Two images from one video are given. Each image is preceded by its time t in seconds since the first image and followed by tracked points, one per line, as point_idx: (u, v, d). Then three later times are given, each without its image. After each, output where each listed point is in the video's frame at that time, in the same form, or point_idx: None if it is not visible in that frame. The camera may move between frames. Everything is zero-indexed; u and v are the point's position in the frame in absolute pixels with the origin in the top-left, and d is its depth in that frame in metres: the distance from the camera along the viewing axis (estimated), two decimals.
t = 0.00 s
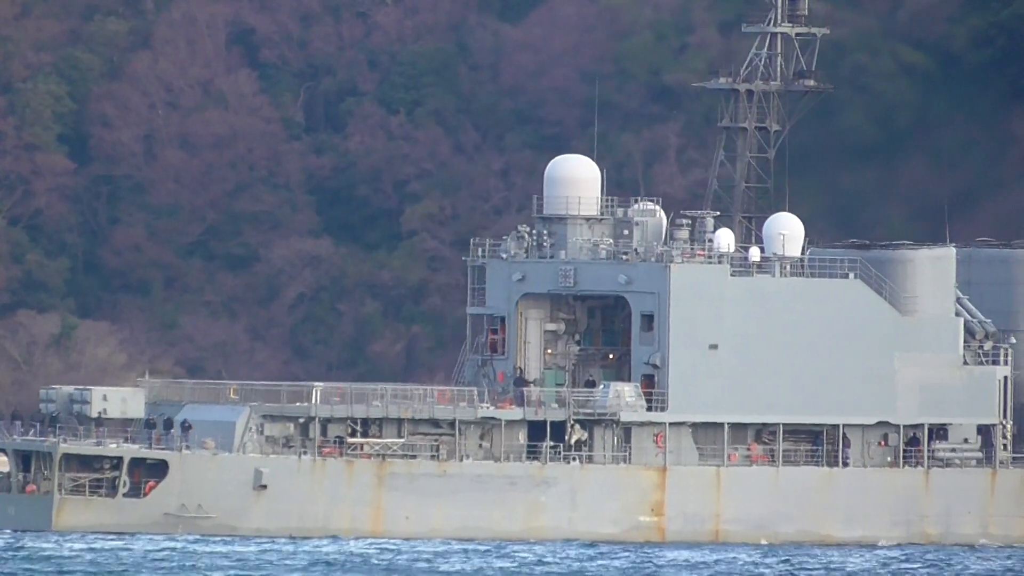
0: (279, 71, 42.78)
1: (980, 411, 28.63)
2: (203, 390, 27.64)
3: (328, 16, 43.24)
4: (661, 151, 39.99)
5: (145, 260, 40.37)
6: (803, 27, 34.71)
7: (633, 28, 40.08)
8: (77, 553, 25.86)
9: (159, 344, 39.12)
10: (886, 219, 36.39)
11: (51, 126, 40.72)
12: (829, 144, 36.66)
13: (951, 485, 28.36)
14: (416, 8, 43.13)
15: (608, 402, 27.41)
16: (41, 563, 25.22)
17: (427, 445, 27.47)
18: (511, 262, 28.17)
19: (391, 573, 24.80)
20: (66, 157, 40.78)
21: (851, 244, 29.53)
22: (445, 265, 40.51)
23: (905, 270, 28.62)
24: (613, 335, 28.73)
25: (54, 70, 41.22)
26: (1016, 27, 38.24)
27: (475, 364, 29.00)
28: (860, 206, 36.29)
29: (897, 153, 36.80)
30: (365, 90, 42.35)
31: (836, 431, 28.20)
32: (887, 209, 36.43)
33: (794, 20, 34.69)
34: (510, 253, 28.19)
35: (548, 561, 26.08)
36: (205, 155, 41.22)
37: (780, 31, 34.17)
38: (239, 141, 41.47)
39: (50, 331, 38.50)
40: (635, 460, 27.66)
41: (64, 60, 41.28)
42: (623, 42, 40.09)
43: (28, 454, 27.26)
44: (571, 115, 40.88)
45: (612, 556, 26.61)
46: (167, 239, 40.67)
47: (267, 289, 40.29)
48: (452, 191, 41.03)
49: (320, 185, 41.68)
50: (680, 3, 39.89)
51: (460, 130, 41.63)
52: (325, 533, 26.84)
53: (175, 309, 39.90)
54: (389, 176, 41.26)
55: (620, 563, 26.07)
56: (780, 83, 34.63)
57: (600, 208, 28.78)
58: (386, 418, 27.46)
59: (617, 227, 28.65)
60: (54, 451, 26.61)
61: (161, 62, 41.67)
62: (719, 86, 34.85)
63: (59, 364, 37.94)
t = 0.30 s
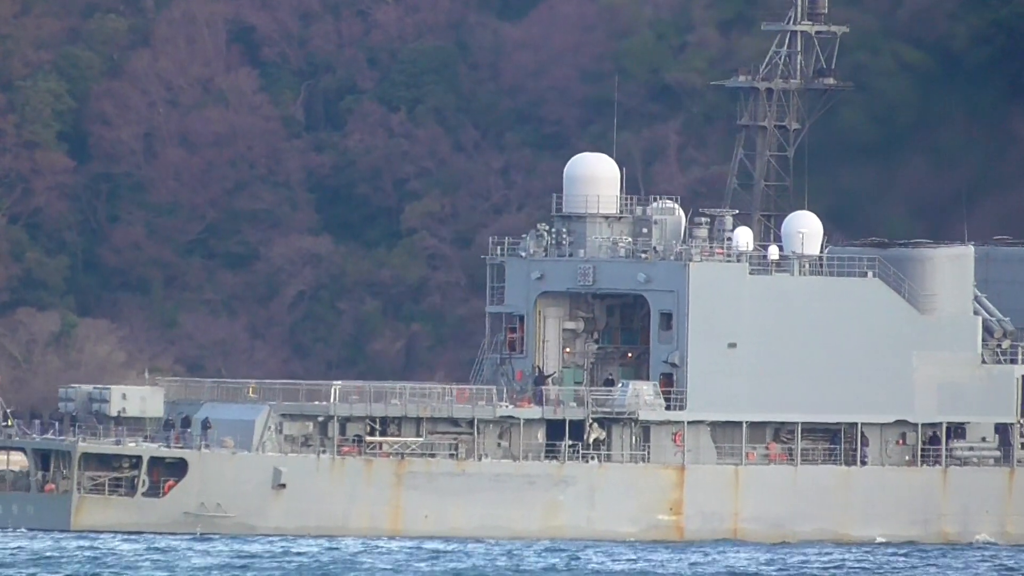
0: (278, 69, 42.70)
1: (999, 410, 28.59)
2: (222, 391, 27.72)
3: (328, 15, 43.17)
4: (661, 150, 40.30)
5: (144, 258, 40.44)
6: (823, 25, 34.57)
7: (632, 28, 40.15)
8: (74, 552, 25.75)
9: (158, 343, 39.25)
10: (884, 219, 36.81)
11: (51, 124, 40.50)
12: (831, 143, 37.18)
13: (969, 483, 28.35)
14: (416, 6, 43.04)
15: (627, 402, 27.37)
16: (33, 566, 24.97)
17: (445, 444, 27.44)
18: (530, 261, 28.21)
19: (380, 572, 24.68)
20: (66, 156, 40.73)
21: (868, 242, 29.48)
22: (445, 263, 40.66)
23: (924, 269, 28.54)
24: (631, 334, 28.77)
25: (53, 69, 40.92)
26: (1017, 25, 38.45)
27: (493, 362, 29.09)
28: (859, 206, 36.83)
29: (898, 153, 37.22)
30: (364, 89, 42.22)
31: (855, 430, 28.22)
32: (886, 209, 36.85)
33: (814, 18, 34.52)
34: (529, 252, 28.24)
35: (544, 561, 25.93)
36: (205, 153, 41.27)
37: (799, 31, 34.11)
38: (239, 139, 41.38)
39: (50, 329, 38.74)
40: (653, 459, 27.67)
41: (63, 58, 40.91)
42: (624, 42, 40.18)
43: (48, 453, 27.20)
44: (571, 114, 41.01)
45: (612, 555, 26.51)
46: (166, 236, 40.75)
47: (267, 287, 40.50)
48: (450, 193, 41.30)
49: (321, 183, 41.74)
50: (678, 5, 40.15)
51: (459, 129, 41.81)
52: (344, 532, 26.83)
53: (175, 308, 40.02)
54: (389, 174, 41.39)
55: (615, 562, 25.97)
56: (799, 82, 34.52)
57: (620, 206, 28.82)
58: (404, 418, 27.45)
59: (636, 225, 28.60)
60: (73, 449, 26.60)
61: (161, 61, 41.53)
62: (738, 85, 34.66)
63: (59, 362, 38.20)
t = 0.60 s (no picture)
0: (278, 69, 42.84)
1: (1017, 410, 28.63)
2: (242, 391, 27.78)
3: (329, 14, 43.24)
4: (662, 150, 40.75)
5: (144, 257, 40.42)
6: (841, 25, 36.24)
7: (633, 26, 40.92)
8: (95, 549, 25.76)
9: (159, 342, 39.29)
10: (883, 219, 37.21)
11: (51, 124, 40.55)
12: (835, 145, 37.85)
13: (989, 483, 28.39)
14: (417, 5, 43.36)
15: (646, 402, 27.48)
16: (23, 566, 24.82)
17: (466, 444, 27.52)
18: (549, 261, 28.25)
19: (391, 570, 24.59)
20: (67, 157, 40.67)
21: (887, 243, 29.59)
22: (447, 263, 40.88)
23: (943, 270, 28.65)
24: (651, 334, 28.80)
25: (54, 69, 40.95)
26: (1017, 24, 38.52)
27: (513, 363, 29.15)
28: (858, 204, 37.43)
29: (898, 151, 37.53)
30: (365, 88, 42.58)
31: (875, 430, 28.25)
32: (886, 208, 37.24)
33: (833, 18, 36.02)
34: (548, 252, 28.31)
35: (556, 559, 25.87)
36: (205, 153, 41.30)
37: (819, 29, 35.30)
38: (239, 138, 41.60)
39: (51, 330, 38.77)
40: (673, 459, 27.72)
41: (64, 58, 40.96)
42: (623, 42, 40.93)
43: (68, 453, 27.27)
44: (572, 113, 41.56)
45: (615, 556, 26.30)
46: (166, 235, 40.74)
47: (267, 287, 40.51)
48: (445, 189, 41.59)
49: (321, 183, 41.93)
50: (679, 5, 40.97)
51: (461, 129, 42.08)
52: (364, 532, 26.82)
53: (176, 307, 40.00)
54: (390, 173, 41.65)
55: (611, 563, 25.72)
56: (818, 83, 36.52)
57: (640, 207, 28.84)
58: (425, 418, 27.47)
59: (655, 226, 28.69)
60: (93, 449, 26.61)
61: (162, 61, 41.56)
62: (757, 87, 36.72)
63: (59, 363, 38.23)
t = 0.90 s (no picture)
0: (278, 68, 42.76)
1: None
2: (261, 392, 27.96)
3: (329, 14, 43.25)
4: (662, 150, 40.66)
5: (144, 257, 40.59)
6: (859, 26, 35.19)
7: (632, 27, 40.82)
8: (108, 548, 25.86)
9: (159, 343, 39.41)
10: (883, 220, 37.77)
11: (51, 123, 40.76)
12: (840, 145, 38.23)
13: (1006, 484, 28.37)
14: (417, 5, 43.30)
15: (665, 402, 27.43)
16: (26, 566, 24.85)
17: (484, 444, 27.50)
18: (567, 261, 28.34)
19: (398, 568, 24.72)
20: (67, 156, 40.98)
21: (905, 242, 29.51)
22: (444, 263, 40.73)
23: (961, 270, 28.66)
24: (669, 335, 28.87)
25: (54, 69, 41.20)
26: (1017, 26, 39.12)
27: (531, 363, 29.18)
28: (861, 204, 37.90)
29: (900, 152, 38.17)
30: (364, 88, 42.61)
31: (893, 431, 28.26)
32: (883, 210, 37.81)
33: (850, 19, 35.14)
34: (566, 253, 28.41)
35: (566, 558, 25.98)
36: (205, 153, 41.41)
37: (837, 31, 34.57)
38: (238, 139, 41.59)
39: (50, 329, 38.92)
40: (691, 459, 27.73)
41: (64, 58, 41.24)
42: (622, 41, 40.77)
43: (87, 454, 27.24)
44: (573, 114, 41.44)
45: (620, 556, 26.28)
46: (166, 235, 40.89)
47: (266, 286, 40.55)
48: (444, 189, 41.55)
49: (321, 182, 42.08)
50: (679, 4, 40.84)
51: (460, 128, 42.09)
52: (383, 533, 26.82)
53: (175, 307, 40.12)
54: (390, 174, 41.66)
55: (611, 563, 25.72)
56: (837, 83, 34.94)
57: (658, 207, 28.86)
58: (443, 418, 27.49)
59: (673, 226, 28.71)
60: (112, 450, 26.62)
61: (162, 61, 41.75)
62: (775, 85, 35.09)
63: (59, 362, 38.37)
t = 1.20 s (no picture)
0: (272, 66, 42.91)
1: None
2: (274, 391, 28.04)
3: (323, 12, 43.47)
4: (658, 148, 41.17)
5: (138, 255, 40.55)
6: (872, 25, 35.03)
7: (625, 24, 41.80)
8: (114, 548, 25.79)
9: (151, 342, 39.01)
10: (883, 219, 37.99)
11: (44, 121, 41.05)
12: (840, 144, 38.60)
13: (1019, 483, 28.42)
14: (411, 3, 43.69)
15: (677, 402, 27.46)
16: (31, 565, 24.81)
17: (496, 444, 27.49)
18: (580, 261, 28.32)
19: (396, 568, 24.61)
20: (60, 154, 41.08)
21: (919, 242, 29.65)
22: (439, 259, 40.64)
23: (975, 269, 28.75)
24: (681, 334, 28.90)
25: (48, 67, 41.62)
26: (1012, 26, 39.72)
27: (544, 362, 29.26)
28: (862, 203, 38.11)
29: (898, 151, 38.47)
30: (357, 87, 42.76)
31: (905, 429, 28.33)
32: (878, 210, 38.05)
33: (863, 19, 35.01)
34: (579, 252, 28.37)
35: (570, 557, 25.92)
36: (198, 151, 41.59)
37: (848, 31, 34.40)
38: (232, 137, 41.84)
39: (45, 328, 38.87)
40: (703, 458, 27.75)
41: (58, 56, 41.66)
42: (617, 40, 41.64)
43: (100, 452, 27.24)
44: (566, 111, 41.74)
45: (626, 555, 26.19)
46: (160, 234, 40.90)
47: (259, 284, 40.34)
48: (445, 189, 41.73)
49: (315, 181, 42.03)
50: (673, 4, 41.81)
51: (453, 126, 42.24)
52: (396, 531, 26.80)
53: (169, 305, 39.89)
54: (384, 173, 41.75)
55: (613, 562, 25.65)
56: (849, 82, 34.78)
57: (669, 205, 28.88)
58: (456, 417, 27.49)
59: (686, 225, 28.67)
60: (126, 450, 26.54)
61: (155, 60, 42.03)
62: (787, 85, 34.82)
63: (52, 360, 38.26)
